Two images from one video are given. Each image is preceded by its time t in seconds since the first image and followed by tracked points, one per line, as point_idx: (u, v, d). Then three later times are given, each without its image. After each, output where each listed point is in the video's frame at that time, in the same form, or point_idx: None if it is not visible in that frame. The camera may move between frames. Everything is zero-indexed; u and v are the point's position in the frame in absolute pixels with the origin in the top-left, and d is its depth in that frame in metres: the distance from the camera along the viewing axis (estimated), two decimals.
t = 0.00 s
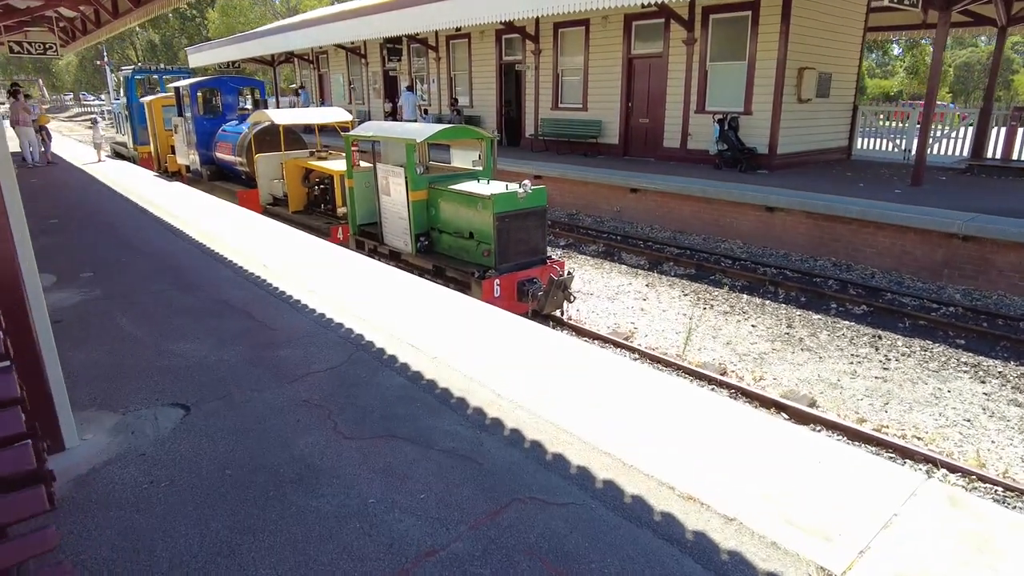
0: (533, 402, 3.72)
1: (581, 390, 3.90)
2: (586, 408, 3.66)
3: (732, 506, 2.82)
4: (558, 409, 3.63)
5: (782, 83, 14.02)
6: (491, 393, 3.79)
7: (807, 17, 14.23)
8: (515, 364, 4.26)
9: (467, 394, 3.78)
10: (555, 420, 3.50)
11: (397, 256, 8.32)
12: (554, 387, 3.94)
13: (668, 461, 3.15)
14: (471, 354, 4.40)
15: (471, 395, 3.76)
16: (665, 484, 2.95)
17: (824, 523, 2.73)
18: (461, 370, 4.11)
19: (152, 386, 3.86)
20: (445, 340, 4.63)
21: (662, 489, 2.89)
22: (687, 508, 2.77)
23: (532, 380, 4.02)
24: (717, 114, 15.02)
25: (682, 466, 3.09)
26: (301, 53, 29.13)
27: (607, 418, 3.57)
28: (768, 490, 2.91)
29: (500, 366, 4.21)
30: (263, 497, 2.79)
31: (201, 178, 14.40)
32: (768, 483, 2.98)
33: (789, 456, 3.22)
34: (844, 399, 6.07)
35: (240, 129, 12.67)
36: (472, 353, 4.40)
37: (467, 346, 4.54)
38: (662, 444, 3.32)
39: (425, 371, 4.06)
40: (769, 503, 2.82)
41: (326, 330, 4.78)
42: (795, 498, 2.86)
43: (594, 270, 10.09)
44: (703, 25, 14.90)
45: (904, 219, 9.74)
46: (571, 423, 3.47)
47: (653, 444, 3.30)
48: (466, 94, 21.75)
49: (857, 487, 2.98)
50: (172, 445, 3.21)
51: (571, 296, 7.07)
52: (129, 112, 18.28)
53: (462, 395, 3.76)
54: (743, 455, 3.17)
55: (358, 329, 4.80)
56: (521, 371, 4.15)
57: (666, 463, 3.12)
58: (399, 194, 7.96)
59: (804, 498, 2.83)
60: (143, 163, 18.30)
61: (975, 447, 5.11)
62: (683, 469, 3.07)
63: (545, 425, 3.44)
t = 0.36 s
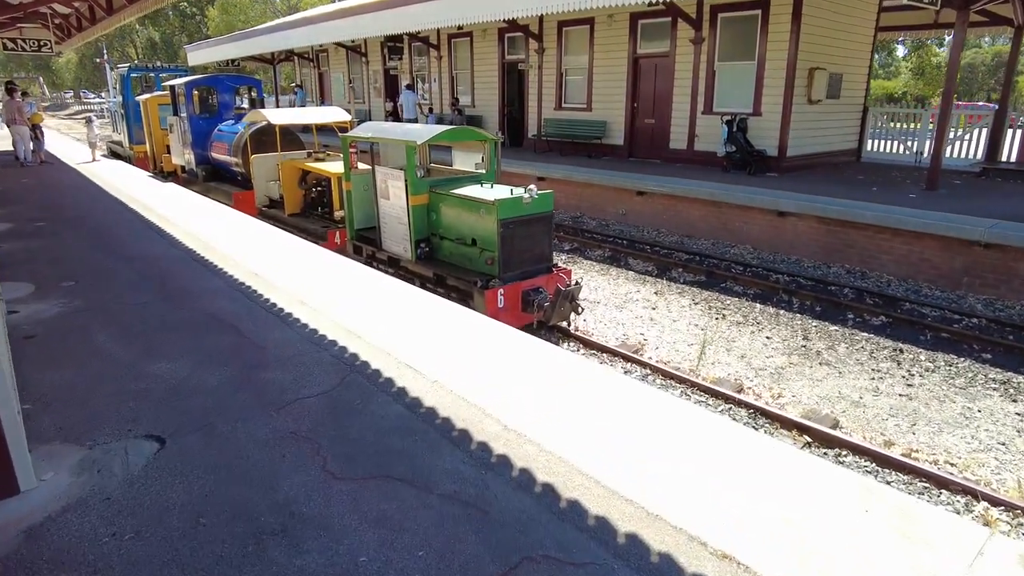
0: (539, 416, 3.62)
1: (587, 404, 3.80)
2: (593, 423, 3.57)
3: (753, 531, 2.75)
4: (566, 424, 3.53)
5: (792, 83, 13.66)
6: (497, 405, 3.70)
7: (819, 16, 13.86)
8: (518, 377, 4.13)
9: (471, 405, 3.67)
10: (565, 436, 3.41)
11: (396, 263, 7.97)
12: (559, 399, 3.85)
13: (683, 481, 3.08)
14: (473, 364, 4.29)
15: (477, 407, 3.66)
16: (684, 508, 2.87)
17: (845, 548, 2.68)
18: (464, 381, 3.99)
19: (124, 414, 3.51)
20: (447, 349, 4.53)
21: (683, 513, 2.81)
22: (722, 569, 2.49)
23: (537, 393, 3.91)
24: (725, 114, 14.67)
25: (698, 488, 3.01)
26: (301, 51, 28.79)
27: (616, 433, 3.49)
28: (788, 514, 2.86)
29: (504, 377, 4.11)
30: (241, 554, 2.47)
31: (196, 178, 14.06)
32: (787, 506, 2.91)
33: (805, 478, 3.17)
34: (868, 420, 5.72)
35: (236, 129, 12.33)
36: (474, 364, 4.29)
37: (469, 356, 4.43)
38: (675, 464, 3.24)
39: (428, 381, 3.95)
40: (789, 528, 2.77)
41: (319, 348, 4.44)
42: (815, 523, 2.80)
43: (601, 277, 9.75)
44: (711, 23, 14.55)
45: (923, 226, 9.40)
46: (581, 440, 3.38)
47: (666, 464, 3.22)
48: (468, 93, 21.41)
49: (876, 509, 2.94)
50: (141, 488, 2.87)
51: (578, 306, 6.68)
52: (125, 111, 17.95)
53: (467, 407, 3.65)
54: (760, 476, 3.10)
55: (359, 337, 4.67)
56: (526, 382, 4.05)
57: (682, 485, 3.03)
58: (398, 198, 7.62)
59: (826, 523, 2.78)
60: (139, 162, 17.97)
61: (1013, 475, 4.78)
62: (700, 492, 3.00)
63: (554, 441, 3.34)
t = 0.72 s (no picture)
0: (541, 430, 3.52)
1: (589, 416, 3.70)
2: (597, 438, 3.47)
3: (769, 555, 2.68)
4: (568, 437, 3.44)
5: (802, 82, 13.30)
6: (496, 418, 3.61)
7: (829, 13, 13.49)
8: (519, 389, 3.99)
9: (470, 419, 3.58)
10: (569, 452, 3.32)
11: (393, 270, 7.61)
12: (561, 412, 3.75)
13: (692, 499, 3.00)
14: (472, 374, 4.19)
15: (477, 421, 3.56)
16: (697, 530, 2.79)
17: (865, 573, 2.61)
18: (463, 393, 3.89)
19: (83, 448, 3.16)
20: (446, 358, 4.42)
21: (696, 537, 2.73)
22: None
23: (539, 404, 3.81)
24: (732, 114, 14.31)
25: (710, 507, 2.93)
26: (300, 50, 28.47)
27: (620, 449, 3.39)
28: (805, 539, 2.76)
29: (505, 387, 4.00)
30: None
31: (190, 179, 13.73)
32: (804, 530, 2.82)
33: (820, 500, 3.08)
34: (893, 440, 5.35)
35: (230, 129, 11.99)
36: (471, 373, 4.19)
37: (468, 365, 4.32)
38: (683, 480, 3.15)
39: (427, 393, 3.85)
40: (808, 553, 2.68)
41: (304, 370, 4.08)
42: (833, 549, 2.70)
43: (607, 284, 9.41)
44: (718, 21, 14.20)
45: (941, 230, 9.05)
46: (586, 457, 3.28)
47: (675, 480, 3.14)
48: (469, 93, 21.06)
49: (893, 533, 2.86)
50: (92, 542, 2.52)
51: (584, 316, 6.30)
52: (120, 111, 17.63)
53: (466, 420, 3.55)
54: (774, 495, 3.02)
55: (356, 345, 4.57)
56: (528, 392, 3.95)
57: (692, 503, 2.96)
58: (395, 203, 7.25)
59: (845, 547, 2.70)
60: (134, 163, 17.64)
61: None
62: (711, 511, 2.92)
63: (557, 459, 3.25)
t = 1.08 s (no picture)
0: (545, 438, 3.56)
1: (593, 423, 3.74)
2: (601, 445, 3.50)
3: (775, 561, 2.72)
4: (572, 445, 3.48)
5: (818, 80, 12.94)
6: (501, 425, 3.64)
7: (847, 8, 13.11)
8: (524, 398, 4.01)
9: (475, 426, 3.61)
10: (573, 459, 3.36)
11: (399, 275, 7.30)
12: (564, 419, 3.78)
13: (696, 504, 3.04)
14: (477, 381, 4.22)
15: (481, 427, 3.60)
16: (703, 536, 2.83)
17: None
18: (468, 400, 3.92)
19: (58, 481, 2.84)
20: (451, 364, 4.45)
21: (703, 543, 2.77)
22: None
23: (543, 413, 3.85)
24: (746, 113, 13.95)
25: (715, 512, 2.98)
26: (305, 48, 28.17)
27: (623, 456, 3.44)
28: (811, 548, 2.78)
29: (509, 395, 4.03)
30: None
31: (191, 179, 13.43)
32: (809, 538, 2.84)
33: (826, 509, 3.09)
34: (933, 459, 5.01)
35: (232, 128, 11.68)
36: (475, 379, 4.22)
37: (473, 372, 4.35)
38: (686, 486, 3.20)
39: (432, 399, 3.88)
40: (814, 561, 2.70)
41: (305, 388, 3.78)
42: (839, 556, 2.73)
43: (620, 288, 9.09)
44: (731, 17, 13.84)
45: (969, 233, 8.70)
46: (591, 464, 3.32)
47: (679, 485, 3.19)
48: (475, 91, 20.73)
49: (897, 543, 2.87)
50: None
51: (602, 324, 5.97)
52: (121, 109, 17.33)
53: (471, 426, 3.59)
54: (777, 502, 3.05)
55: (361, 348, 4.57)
56: (531, 400, 3.99)
57: (696, 508, 3.01)
58: (402, 205, 6.93)
59: (851, 554, 2.72)
60: (134, 162, 17.34)
61: None
62: (716, 516, 2.97)
63: (562, 465, 3.28)
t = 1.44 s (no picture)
0: (553, 450, 3.47)
1: (604, 433, 3.65)
2: (613, 457, 3.41)
3: None
4: (583, 458, 3.40)
5: (835, 81, 12.63)
6: (509, 436, 3.55)
7: (864, 8, 12.79)
8: (533, 410, 3.86)
9: (482, 437, 3.52)
10: (584, 471, 3.28)
11: (407, 283, 7.01)
12: (574, 429, 3.69)
13: (711, 521, 2.97)
14: (484, 388, 4.12)
15: (489, 438, 3.52)
16: (719, 553, 2.77)
17: None
18: (475, 410, 3.83)
19: (35, 529, 2.54)
20: (456, 370, 4.35)
21: (721, 561, 2.71)
22: None
23: (552, 422, 3.75)
24: (759, 114, 13.65)
25: (731, 529, 2.91)
26: (308, 47, 27.90)
27: (635, 468, 3.36)
28: (832, 566, 2.71)
29: (517, 404, 3.93)
30: None
31: (192, 180, 13.15)
32: (829, 555, 2.78)
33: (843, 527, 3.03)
34: (977, 486, 4.71)
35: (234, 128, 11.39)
36: (481, 387, 4.12)
37: (479, 378, 4.25)
38: (701, 500, 3.12)
39: (437, 408, 3.79)
40: None
41: (309, 417, 3.48)
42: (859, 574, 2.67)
43: (634, 296, 8.80)
44: (745, 17, 13.53)
45: (996, 241, 8.40)
46: (603, 477, 3.24)
47: (693, 499, 3.12)
48: (480, 91, 20.45)
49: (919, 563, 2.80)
50: None
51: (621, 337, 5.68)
52: (121, 108, 17.05)
53: (479, 438, 3.51)
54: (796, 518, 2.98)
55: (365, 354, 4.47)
56: (540, 408, 3.90)
57: (710, 525, 2.94)
58: (410, 210, 6.63)
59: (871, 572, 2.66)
60: (135, 163, 17.05)
61: None
62: (732, 533, 2.89)
63: (572, 479, 3.20)
